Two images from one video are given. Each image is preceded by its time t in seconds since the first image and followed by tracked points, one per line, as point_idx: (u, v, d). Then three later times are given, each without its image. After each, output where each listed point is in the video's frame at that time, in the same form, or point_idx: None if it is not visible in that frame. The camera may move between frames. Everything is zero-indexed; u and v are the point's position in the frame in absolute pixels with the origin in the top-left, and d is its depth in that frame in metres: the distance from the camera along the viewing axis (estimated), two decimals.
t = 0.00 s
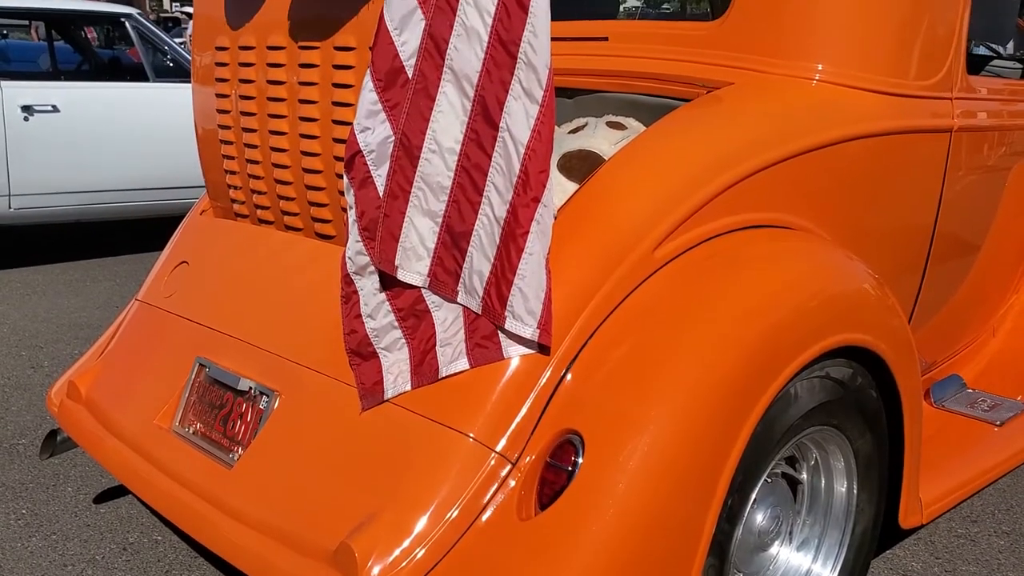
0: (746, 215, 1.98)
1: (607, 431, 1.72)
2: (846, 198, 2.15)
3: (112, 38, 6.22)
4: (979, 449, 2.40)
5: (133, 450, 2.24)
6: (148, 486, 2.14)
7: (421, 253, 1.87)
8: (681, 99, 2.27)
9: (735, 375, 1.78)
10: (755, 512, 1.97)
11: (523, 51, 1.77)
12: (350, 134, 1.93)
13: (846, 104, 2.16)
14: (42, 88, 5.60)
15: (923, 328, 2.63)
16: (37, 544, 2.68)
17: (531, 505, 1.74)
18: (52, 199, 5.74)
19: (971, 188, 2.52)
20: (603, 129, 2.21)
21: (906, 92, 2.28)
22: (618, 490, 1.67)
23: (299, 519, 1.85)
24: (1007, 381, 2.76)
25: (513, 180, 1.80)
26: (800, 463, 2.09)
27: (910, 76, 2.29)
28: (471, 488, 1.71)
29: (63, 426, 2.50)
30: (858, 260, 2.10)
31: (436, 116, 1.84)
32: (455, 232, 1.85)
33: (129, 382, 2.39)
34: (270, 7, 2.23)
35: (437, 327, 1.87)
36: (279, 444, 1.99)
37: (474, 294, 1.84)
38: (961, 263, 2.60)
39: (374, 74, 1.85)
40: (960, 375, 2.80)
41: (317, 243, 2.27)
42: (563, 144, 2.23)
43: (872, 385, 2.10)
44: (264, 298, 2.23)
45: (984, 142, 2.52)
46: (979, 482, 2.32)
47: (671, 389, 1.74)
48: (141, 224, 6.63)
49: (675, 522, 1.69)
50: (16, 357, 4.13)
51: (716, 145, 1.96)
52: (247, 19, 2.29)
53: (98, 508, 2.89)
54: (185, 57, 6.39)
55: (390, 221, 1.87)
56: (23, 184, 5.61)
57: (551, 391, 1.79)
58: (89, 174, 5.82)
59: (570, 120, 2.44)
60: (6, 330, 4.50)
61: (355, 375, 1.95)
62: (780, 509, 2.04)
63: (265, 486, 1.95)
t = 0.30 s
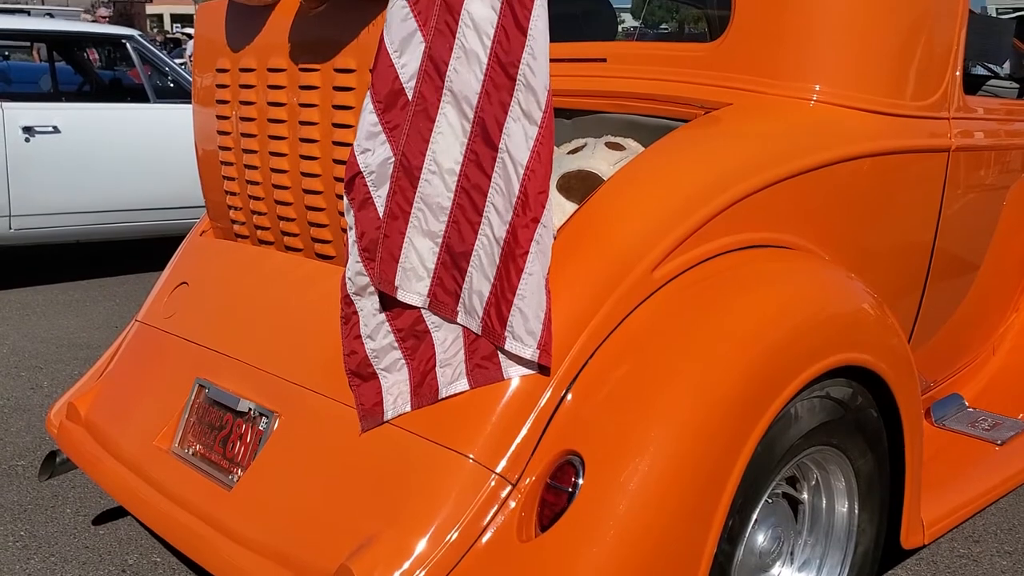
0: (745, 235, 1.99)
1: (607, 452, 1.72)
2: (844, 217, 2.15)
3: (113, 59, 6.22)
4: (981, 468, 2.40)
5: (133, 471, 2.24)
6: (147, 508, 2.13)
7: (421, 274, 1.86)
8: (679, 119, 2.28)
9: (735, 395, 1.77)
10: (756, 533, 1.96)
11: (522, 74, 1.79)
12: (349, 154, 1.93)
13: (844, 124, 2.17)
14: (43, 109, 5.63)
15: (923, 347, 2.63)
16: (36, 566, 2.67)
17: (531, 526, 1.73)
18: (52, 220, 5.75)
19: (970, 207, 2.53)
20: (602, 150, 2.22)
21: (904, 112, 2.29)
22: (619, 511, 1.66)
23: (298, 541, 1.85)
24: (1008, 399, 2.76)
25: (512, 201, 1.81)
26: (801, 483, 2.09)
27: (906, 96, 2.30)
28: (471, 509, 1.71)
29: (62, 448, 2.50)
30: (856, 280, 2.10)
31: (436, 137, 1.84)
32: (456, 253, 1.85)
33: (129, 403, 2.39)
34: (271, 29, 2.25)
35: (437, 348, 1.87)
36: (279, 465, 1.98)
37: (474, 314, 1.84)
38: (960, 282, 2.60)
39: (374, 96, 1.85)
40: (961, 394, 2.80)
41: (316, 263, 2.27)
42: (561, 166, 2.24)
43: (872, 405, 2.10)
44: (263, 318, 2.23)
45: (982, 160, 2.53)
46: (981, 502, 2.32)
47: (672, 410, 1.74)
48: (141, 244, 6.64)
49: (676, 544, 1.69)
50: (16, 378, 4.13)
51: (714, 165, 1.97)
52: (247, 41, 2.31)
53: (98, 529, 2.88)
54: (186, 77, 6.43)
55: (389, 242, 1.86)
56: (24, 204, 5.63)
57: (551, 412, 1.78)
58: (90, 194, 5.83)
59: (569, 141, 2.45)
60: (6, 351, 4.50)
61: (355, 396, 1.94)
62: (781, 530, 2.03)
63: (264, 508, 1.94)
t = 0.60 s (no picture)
0: (744, 252, 1.99)
1: (607, 470, 1.71)
2: (843, 234, 2.16)
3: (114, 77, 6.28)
4: (982, 485, 2.40)
5: (132, 490, 2.23)
6: (146, 527, 2.12)
7: (421, 291, 1.87)
8: (678, 137, 2.29)
9: (734, 413, 1.77)
10: (757, 550, 1.94)
11: (522, 93, 1.81)
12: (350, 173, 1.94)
13: (843, 142, 2.17)
14: (44, 127, 5.64)
15: (923, 364, 2.63)
16: None
17: (532, 545, 1.73)
18: (53, 238, 5.76)
19: (969, 224, 2.53)
20: (602, 168, 2.23)
21: (902, 130, 2.29)
22: (620, 530, 1.66)
23: (299, 560, 1.84)
24: (1008, 416, 2.76)
25: (512, 219, 1.82)
26: (802, 500, 2.08)
27: (904, 113, 2.31)
28: (471, 528, 1.70)
29: (62, 466, 2.49)
30: (856, 297, 2.10)
31: (436, 155, 1.85)
32: (456, 271, 1.85)
33: (129, 421, 2.39)
34: (271, 49, 2.26)
35: (437, 366, 1.87)
36: (278, 484, 1.98)
37: (474, 332, 1.84)
38: (960, 298, 2.61)
39: (374, 115, 1.86)
40: (961, 411, 2.80)
41: (317, 281, 2.27)
42: (560, 184, 2.24)
43: (872, 422, 2.10)
44: (264, 336, 2.23)
45: (980, 177, 2.54)
46: (982, 519, 2.31)
47: (672, 428, 1.74)
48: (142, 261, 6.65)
49: (677, 562, 1.68)
50: (15, 396, 4.12)
51: (713, 183, 1.97)
52: (248, 60, 2.32)
53: (97, 549, 2.87)
54: (186, 95, 6.45)
55: (390, 259, 1.87)
56: (25, 223, 5.63)
57: (552, 430, 1.78)
58: (90, 212, 5.84)
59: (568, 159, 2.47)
60: (5, 369, 4.50)
61: (355, 415, 1.94)
62: (783, 548, 2.01)
63: (264, 527, 1.94)
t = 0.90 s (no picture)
0: (743, 270, 1.99)
1: (607, 488, 1.71)
2: (843, 252, 2.16)
3: (115, 95, 6.31)
4: (983, 502, 2.39)
5: (130, 508, 2.22)
6: (144, 545, 2.12)
7: (421, 309, 1.87)
8: (677, 154, 2.30)
9: (735, 430, 1.77)
10: (758, 568, 1.94)
11: (521, 111, 1.82)
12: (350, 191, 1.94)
13: (842, 159, 2.18)
14: (45, 145, 5.66)
15: (924, 381, 2.63)
16: None
17: (532, 563, 1.72)
18: (52, 256, 5.76)
19: (968, 241, 2.54)
20: (601, 186, 2.24)
21: (901, 148, 2.30)
22: (620, 548, 1.66)
23: None
24: (1009, 433, 2.75)
25: (511, 236, 1.82)
26: (802, 518, 2.08)
27: (903, 131, 2.31)
28: (471, 546, 1.69)
29: (60, 484, 2.49)
30: (855, 314, 2.10)
31: (436, 173, 1.85)
32: (455, 288, 1.85)
33: (127, 439, 2.39)
34: (272, 68, 2.28)
35: (437, 384, 1.86)
36: (277, 502, 1.97)
37: (474, 349, 1.84)
38: (959, 316, 2.61)
39: (374, 133, 1.87)
40: (962, 428, 2.80)
41: (316, 298, 2.28)
42: (559, 202, 2.25)
43: (872, 439, 2.10)
44: (263, 354, 2.23)
45: (979, 195, 2.54)
46: (983, 537, 2.31)
47: (672, 445, 1.73)
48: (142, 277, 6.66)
49: None
50: (14, 414, 4.11)
51: (712, 200, 1.98)
52: (248, 79, 2.34)
53: (95, 567, 2.85)
54: (187, 113, 6.48)
55: (389, 277, 1.87)
56: (25, 240, 5.64)
57: (552, 448, 1.78)
58: (90, 230, 5.85)
59: (567, 177, 2.44)
60: (4, 386, 4.49)
61: (354, 432, 1.94)
62: (783, 566, 2.01)
63: (262, 546, 1.93)
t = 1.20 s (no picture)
0: (742, 289, 1.99)
1: (606, 510, 1.70)
2: (842, 272, 2.16)
3: (116, 115, 6.32)
4: (984, 523, 2.38)
5: (128, 529, 2.21)
6: (142, 567, 2.10)
7: (420, 328, 1.87)
8: (676, 175, 2.31)
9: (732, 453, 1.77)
10: None
11: (520, 132, 1.82)
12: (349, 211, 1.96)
13: (840, 179, 2.18)
14: (45, 165, 5.68)
15: (924, 401, 2.62)
16: None
17: None
18: (52, 275, 5.77)
19: (966, 262, 2.54)
20: (599, 206, 2.25)
21: (900, 168, 2.30)
22: (618, 570, 1.65)
23: None
24: (1009, 453, 2.74)
25: (509, 257, 1.82)
26: (802, 539, 2.07)
27: (901, 151, 2.32)
28: (470, 568, 1.67)
29: (57, 505, 2.48)
30: (853, 334, 2.10)
31: (435, 194, 1.86)
32: (454, 308, 1.85)
33: (126, 459, 2.38)
34: (272, 90, 2.29)
35: (435, 405, 1.86)
36: (275, 523, 1.96)
37: (472, 369, 1.84)
38: (958, 335, 2.61)
39: (373, 154, 1.88)
40: (962, 448, 2.79)
41: (315, 317, 2.27)
42: (558, 221, 2.26)
43: (872, 460, 2.10)
44: (261, 374, 2.23)
45: (977, 214, 2.55)
46: (984, 557, 2.29)
47: (670, 466, 1.73)
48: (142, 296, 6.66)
49: None
50: (11, 434, 4.10)
51: (711, 221, 1.98)
52: (248, 100, 2.35)
53: None
54: (187, 132, 6.50)
55: (389, 297, 1.87)
56: (25, 259, 5.64)
57: (552, 467, 1.76)
58: (90, 248, 5.86)
59: (567, 196, 2.47)
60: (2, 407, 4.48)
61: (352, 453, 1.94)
62: None
63: (260, 567, 1.92)
